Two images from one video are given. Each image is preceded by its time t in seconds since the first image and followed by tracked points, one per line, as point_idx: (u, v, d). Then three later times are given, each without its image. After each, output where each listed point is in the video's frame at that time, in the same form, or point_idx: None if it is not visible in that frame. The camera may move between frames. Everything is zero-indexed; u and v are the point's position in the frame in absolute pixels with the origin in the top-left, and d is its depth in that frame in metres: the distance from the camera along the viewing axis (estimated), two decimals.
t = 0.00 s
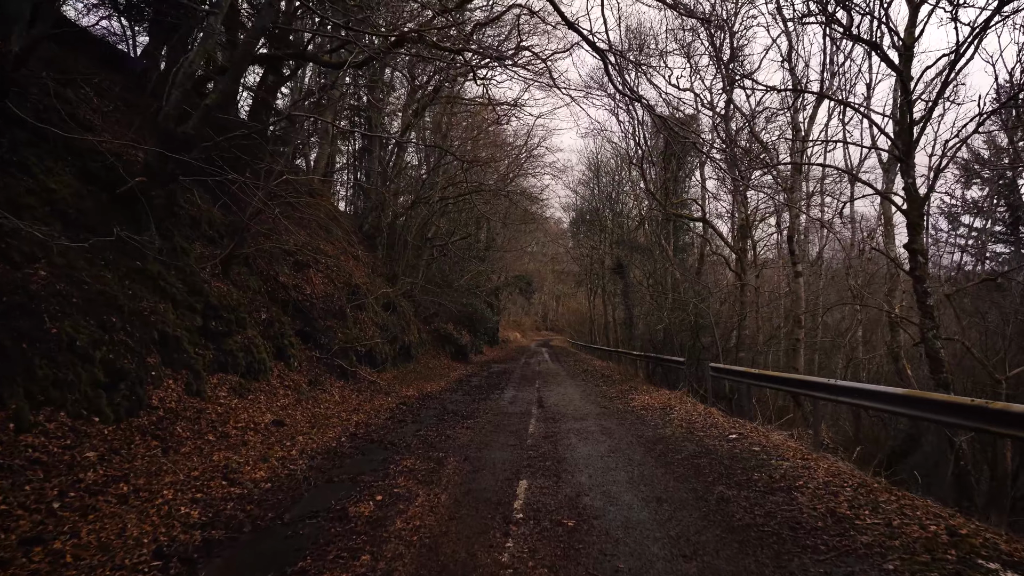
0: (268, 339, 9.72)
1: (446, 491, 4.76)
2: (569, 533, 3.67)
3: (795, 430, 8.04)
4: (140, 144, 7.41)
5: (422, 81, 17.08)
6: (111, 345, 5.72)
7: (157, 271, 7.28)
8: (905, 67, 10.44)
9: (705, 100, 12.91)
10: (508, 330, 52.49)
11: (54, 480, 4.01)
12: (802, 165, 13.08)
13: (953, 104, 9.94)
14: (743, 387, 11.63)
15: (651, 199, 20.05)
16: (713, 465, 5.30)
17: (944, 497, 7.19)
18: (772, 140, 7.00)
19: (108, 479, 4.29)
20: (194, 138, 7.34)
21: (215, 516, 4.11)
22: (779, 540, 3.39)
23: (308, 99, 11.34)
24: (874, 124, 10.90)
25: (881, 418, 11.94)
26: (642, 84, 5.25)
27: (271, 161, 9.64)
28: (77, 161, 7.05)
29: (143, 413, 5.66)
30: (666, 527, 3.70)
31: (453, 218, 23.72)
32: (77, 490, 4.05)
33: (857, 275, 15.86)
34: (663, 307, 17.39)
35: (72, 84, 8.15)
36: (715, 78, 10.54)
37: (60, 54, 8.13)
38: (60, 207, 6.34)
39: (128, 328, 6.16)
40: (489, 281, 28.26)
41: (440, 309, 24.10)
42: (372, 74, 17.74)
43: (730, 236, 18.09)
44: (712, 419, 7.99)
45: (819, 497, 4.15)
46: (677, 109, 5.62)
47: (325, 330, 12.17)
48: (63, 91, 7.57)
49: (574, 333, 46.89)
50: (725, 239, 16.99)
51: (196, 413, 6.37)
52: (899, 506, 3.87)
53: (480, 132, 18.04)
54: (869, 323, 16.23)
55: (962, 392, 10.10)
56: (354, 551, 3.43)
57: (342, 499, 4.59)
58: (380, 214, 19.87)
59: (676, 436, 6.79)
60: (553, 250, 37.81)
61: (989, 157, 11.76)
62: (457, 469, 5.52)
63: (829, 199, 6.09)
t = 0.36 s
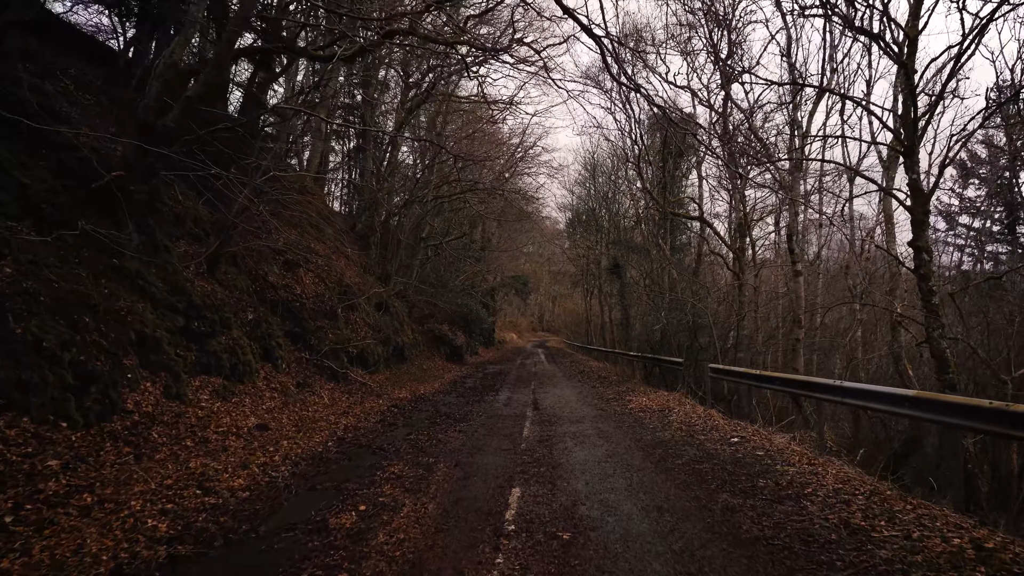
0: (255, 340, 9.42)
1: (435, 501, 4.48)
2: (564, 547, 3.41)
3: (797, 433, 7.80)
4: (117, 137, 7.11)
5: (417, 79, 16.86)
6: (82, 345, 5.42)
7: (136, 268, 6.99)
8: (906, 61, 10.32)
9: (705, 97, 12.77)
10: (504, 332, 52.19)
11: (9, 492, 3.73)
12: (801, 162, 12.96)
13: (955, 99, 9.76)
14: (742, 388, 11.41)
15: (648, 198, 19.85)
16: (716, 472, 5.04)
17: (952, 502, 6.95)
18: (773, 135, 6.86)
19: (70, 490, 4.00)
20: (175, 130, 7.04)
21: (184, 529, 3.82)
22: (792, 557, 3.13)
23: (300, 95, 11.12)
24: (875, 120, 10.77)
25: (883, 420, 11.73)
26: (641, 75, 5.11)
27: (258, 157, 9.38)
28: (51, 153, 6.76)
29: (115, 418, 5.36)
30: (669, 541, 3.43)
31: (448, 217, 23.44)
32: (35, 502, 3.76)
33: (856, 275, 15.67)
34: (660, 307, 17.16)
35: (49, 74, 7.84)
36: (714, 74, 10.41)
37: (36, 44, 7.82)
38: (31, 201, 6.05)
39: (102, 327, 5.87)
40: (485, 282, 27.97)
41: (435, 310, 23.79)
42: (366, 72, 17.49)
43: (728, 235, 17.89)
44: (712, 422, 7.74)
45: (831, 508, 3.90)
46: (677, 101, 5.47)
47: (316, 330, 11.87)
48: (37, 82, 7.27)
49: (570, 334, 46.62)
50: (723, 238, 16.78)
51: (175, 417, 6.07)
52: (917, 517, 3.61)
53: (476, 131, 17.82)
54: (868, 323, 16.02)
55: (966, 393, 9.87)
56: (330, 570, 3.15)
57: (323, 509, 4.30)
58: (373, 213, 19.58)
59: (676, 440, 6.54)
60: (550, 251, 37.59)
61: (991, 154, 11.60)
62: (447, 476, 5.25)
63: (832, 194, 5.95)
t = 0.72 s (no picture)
0: (241, 342, 9.13)
1: (420, 513, 4.22)
2: (556, 570, 3.15)
3: (799, 438, 7.57)
4: (93, 130, 6.81)
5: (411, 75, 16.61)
6: (49, 349, 5.14)
7: (113, 267, 6.71)
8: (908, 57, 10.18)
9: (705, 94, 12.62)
10: (501, 331, 51.97)
11: None
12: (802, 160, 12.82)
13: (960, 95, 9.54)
14: (740, 390, 11.20)
15: (646, 197, 19.63)
16: (718, 482, 4.78)
17: (961, 510, 6.72)
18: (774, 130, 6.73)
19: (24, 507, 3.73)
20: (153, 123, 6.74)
21: (147, 549, 3.55)
22: None
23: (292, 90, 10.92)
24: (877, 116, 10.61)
25: (884, 422, 11.53)
26: (640, 67, 4.94)
27: (245, 153, 9.11)
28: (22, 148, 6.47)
29: (84, 426, 5.08)
30: (669, 563, 3.18)
31: (444, 216, 23.18)
32: None
33: (856, 274, 15.49)
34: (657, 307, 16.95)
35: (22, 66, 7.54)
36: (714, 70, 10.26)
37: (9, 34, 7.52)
38: None
39: (72, 329, 5.57)
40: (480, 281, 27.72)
41: (430, 310, 23.51)
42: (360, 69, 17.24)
43: (725, 234, 17.69)
44: (712, 427, 7.49)
45: (843, 525, 3.66)
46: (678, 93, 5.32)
47: (306, 331, 11.58)
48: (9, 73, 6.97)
49: (567, 334, 46.35)
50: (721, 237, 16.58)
51: (150, 424, 5.78)
52: (936, 537, 3.38)
53: (471, 128, 17.58)
54: (868, 324, 15.83)
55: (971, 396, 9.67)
56: None
57: (301, 524, 4.04)
58: (367, 211, 19.29)
59: (675, 446, 6.30)
60: (546, 250, 37.40)
61: (991, 153, 11.44)
62: (436, 486, 4.99)
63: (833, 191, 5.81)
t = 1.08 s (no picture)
0: (232, 342, 8.86)
1: (412, 523, 3.95)
2: None
3: (807, 440, 7.32)
4: (74, 120, 6.53)
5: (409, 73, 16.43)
6: (21, 349, 4.88)
7: (94, 264, 6.44)
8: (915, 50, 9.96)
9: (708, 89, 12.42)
10: (500, 331, 51.73)
11: None
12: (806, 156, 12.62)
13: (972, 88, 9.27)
14: (744, 390, 10.98)
15: (647, 195, 19.40)
16: (729, 490, 4.51)
17: (979, 516, 6.44)
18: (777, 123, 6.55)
19: None
20: (138, 113, 6.46)
21: (114, 564, 3.29)
22: None
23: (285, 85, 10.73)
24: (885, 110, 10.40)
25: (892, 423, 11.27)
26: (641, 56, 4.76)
27: (235, 146, 8.83)
28: None
29: (58, 429, 4.82)
30: None
31: (442, 215, 22.92)
32: None
33: (860, 273, 15.25)
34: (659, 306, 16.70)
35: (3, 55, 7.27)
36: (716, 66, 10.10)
37: None
38: None
39: (47, 328, 5.31)
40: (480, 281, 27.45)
41: (428, 310, 23.23)
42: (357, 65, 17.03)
43: (728, 233, 17.44)
44: (717, 429, 7.23)
45: (868, 537, 3.39)
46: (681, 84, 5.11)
47: (300, 331, 11.31)
48: None
49: (567, 335, 46.06)
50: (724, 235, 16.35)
51: (131, 426, 5.51)
52: (969, 552, 3.12)
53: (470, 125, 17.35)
54: (873, 323, 15.57)
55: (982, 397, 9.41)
56: None
57: (284, 535, 3.77)
58: (364, 210, 19.02)
59: (681, 450, 6.03)
60: (546, 250, 37.18)
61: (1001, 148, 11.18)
62: (429, 493, 4.71)
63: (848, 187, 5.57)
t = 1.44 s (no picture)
0: (221, 342, 8.58)
1: (404, 540, 3.68)
2: None
3: (816, 445, 7.06)
4: (54, 113, 6.24)
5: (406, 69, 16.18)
6: None
7: (73, 261, 6.15)
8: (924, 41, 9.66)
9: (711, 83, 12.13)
10: (500, 330, 51.57)
11: None
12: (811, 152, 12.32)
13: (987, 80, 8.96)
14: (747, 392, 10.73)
15: (648, 193, 19.13)
16: (742, 501, 4.24)
17: (999, 525, 6.17)
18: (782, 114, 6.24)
19: None
20: (120, 106, 6.15)
21: None
22: None
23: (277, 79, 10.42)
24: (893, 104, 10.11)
25: (900, 425, 11.02)
26: (645, 43, 4.50)
27: (225, 141, 8.50)
28: None
29: (27, 437, 4.53)
30: None
31: (440, 213, 22.65)
32: None
33: (865, 272, 15.00)
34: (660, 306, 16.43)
35: None
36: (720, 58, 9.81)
37: None
38: None
39: (18, 329, 5.02)
40: (478, 280, 27.18)
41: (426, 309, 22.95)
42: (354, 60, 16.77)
43: (729, 231, 17.19)
44: (724, 433, 6.96)
45: (900, 560, 3.11)
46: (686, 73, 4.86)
47: (293, 331, 11.03)
48: None
49: (567, 334, 45.76)
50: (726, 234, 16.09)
51: (109, 432, 5.23)
52: None
53: (468, 122, 17.08)
54: (877, 323, 15.32)
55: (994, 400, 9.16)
56: None
57: (265, 555, 3.49)
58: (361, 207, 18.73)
59: (687, 456, 5.77)
60: (546, 249, 36.96)
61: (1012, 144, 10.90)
62: (423, 504, 4.44)
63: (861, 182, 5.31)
